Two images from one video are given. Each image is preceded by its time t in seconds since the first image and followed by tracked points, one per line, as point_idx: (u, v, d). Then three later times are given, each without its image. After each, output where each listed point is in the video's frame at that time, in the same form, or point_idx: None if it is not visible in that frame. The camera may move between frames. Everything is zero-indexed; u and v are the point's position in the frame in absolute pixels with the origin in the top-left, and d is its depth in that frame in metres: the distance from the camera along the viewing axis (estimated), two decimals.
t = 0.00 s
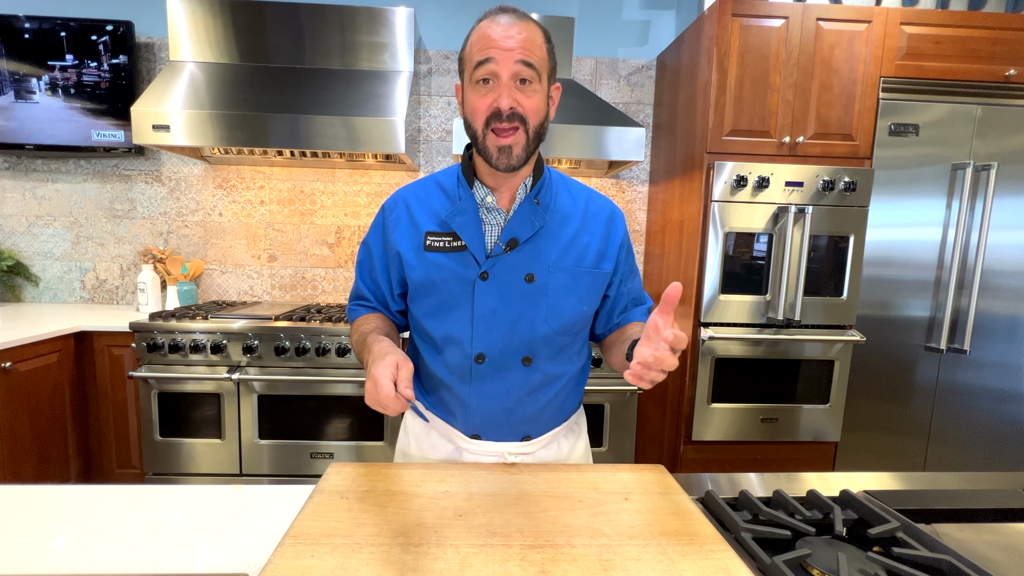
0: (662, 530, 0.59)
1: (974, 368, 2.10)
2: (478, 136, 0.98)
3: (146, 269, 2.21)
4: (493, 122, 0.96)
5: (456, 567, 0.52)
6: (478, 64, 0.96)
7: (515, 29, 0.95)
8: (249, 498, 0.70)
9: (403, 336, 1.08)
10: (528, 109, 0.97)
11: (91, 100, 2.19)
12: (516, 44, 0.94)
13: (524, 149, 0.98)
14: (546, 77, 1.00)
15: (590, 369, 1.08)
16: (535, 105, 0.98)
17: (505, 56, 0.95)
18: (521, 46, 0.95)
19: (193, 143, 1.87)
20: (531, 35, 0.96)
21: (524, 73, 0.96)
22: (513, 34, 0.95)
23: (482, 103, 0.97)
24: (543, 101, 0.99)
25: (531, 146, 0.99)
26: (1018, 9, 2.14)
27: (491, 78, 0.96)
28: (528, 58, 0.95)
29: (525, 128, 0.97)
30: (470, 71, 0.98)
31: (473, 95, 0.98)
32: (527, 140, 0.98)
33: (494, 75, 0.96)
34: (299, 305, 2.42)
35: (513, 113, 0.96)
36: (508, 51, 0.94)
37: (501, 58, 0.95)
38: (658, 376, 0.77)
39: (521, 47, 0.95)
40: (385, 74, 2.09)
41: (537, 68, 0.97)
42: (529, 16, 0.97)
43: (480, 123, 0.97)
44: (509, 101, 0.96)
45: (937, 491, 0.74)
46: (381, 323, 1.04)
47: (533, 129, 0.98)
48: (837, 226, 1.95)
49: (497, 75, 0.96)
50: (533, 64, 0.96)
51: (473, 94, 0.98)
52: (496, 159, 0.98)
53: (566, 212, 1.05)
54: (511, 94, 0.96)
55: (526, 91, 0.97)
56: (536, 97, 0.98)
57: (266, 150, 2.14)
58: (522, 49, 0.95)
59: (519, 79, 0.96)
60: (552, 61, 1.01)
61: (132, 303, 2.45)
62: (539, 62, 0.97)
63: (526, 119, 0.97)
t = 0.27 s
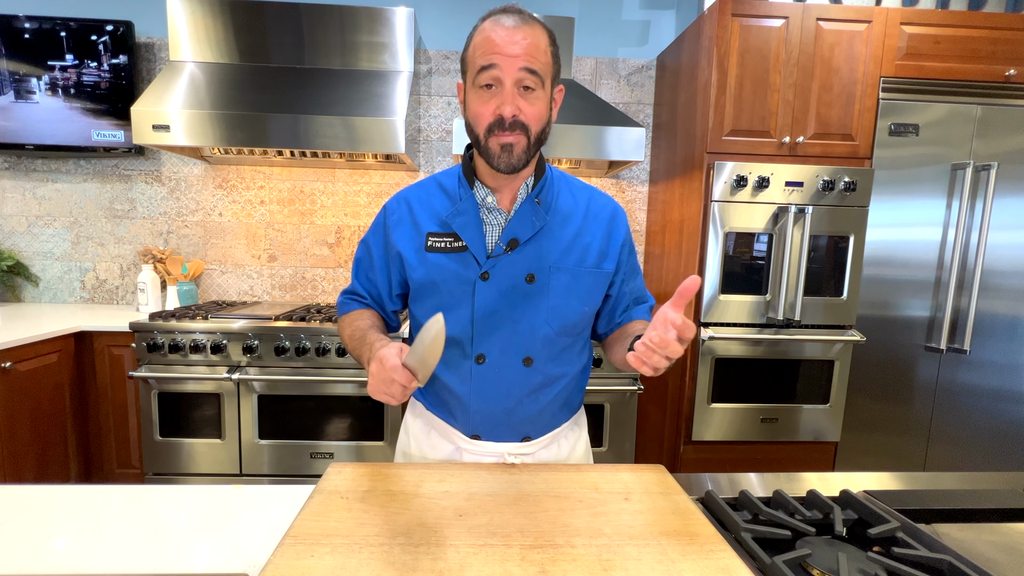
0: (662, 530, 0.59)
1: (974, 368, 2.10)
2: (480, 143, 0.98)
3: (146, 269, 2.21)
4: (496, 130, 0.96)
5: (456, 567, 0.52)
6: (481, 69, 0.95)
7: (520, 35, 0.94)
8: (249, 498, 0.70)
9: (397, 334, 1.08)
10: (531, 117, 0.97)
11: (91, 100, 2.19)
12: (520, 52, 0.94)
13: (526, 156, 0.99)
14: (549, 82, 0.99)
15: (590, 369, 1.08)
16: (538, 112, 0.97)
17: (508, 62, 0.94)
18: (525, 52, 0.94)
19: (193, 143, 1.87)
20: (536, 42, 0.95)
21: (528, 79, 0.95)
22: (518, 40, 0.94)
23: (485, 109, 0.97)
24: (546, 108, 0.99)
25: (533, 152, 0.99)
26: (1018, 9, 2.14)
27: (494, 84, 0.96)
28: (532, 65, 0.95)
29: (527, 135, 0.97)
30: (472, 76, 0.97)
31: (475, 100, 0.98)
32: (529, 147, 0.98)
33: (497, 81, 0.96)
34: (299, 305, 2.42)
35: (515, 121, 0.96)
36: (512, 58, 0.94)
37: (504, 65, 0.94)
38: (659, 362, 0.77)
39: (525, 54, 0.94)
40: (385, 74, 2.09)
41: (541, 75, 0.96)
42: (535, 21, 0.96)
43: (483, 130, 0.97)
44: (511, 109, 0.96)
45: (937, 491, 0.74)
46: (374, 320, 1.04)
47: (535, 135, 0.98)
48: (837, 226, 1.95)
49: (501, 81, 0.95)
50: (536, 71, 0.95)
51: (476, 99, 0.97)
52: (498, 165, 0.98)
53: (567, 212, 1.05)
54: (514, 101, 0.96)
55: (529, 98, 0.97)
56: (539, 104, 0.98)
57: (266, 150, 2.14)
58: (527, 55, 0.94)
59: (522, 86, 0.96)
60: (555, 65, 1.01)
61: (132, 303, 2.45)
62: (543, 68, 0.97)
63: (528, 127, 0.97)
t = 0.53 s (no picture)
0: (662, 530, 0.59)
1: (974, 368, 2.10)
2: (477, 143, 0.99)
3: (146, 269, 2.21)
4: (491, 130, 0.96)
5: (456, 567, 0.52)
6: (477, 69, 0.96)
7: (516, 34, 0.94)
8: (249, 498, 0.70)
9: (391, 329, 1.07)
10: (527, 117, 0.97)
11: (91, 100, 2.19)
12: (516, 51, 0.94)
13: (522, 157, 0.99)
14: (546, 82, 0.99)
15: (590, 369, 1.08)
16: (534, 112, 0.97)
17: (504, 62, 0.94)
18: (521, 52, 0.94)
19: (193, 143, 1.87)
20: (532, 41, 0.95)
21: (523, 79, 0.95)
22: (513, 39, 0.94)
23: (480, 109, 0.96)
24: (543, 108, 0.99)
25: (530, 155, 1.00)
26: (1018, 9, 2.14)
27: (490, 85, 0.96)
28: (527, 65, 0.95)
29: (523, 136, 0.97)
30: (469, 76, 0.97)
31: (471, 100, 0.98)
32: (525, 148, 0.98)
33: (492, 82, 0.96)
34: (299, 305, 2.42)
35: (511, 123, 0.96)
36: (507, 58, 0.94)
37: (500, 65, 0.94)
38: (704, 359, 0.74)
39: (521, 54, 0.94)
40: (385, 74, 2.09)
41: (538, 74, 0.96)
42: (531, 18, 0.96)
43: (479, 130, 0.98)
44: (507, 109, 0.96)
45: (937, 491, 0.74)
46: (365, 315, 1.03)
47: (531, 137, 0.98)
48: (837, 226, 1.95)
49: (496, 81, 0.95)
50: (532, 71, 0.95)
51: (472, 99, 0.98)
52: (494, 166, 0.98)
53: (567, 211, 1.05)
54: (510, 101, 0.96)
55: (525, 98, 0.97)
56: (535, 104, 0.98)
57: (266, 150, 2.14)
58: (522, 55, 0.94)
59: (518, 86, 0.96)
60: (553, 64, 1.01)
61: (132, 303, 2.45)
62: (539, 68, 0.96)
63: (524, 128, 0.97)
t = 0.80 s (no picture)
0: (663, 530, 0.59)
1: (974, 368, 2.10)
2: (478, 148, 0.99)
3: (146, 269, 2.21)
4: (493, 136, 0.96)
5: (457, 567, 0.52)
6: (478, 74, 0.95)
7: (517, 39, 0.93)
8: (249, 498, 0.70)
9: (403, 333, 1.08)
10: (528, 122, 0.97)
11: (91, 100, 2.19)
12: (517, 56, 0.94)
13: (523, 162, 0.99)
14: (548, 86, 0.99)
15: (590, 370, 1.08)
16: (535, 117, 0.97)
17: (505, 68, 0.94)
18: (522, 58, 0.94)
19: (193, 143, 1.87)
20: (534, 46, 0.95)
21: (525, 85, 0.95)
22: (515, 44, 0.94)
23: (482, 115, 0.97)
24: (545, 113, 0.99)
25: (532, 159, 1.00)
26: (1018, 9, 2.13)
27: (491, 90, 0.96)
28: (529, 70, 0.95)
29: (524, 141, 0.98)
30: (470, 80, 0.97)
31: (473, 105, 0.98)
32: (527, 153, 0.99)
33: (494, 87, 0.96)
34: (299, 305, 2.42)
35: (512, 128, 0.96)
36: (508, 63, 0.94)
37: (501, 71, 0.94)
38: (692, 370, 0.75)
39: (523, 59, 0.94)
40: (385, 74, 2.09)
41: (539, 80, 0.96)
42: (533, 23, 0.95)
43: (480, 136, 0.98)
44: (508, 115, 0.96)
45: (937, 491, 0.74)
46: (385, 326, 1.05)
47: (533, 142, 0.99)
48: (837, 226, 1.95)
49: (497, 87, 0.95)
50: (534, 77, 0.95)
51: (473, 104, 0.98)
52: (495, 171, 0.99)
53: (567, 212, 1.05)
54: (511, 107, 0.96)
55: (526, 103, 0.97)
56: (537, 109, 0.98)
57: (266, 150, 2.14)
58: (523, 61, 0.94)
59: (520, 91, 0.96)
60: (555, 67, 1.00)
61: (132, 303, 2.45)
62: (541, 73, 0.96)
63: (525, 133, 0.97)
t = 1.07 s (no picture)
0: (662, 529, 0.59)
1: (974, 368, 2.10)
2: (479, 144, 0.99)
3: (146, 269, 2.21)
4: (494, 131, 0.96)
5: (457, 567, 0.52)
6: (480, 70, 0.96)
7: (519, 36, 0.94)
8: (249, 498, 0.70)
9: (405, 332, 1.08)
10: (529, 118, 0.97)
11: (90, 100, 2.19)
12: (518, 52, 0.94)
13: (524, 158, 0.99)
14: (549, 83, 0.99)
15: (590, 370, 1.08)
16: (536, 113, 0.97)
17: (506, 64, 0.94)
18: (523, 54, 0.94)
19: (193, 143, 1.87)
20: (535, 43, 0.95)
21: (526, 81, 0.96)
22: (516, 41, 0.94)
23: (483, 111, 0.96)
24: (546, 110, 0.99)
25: (532, 155, 1.00)
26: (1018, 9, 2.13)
27: (492, 86, 0.96)
28: (530, 66, 0.95)
29: (525, 137, 0.97)
30: (471, 76, 0.97)
31: (473, 101, 0.98)
32: (528, 148, 0.98)
33: (495, 83, 0.96)
34: (299, 305, 2.42)
35: (514, 123, 0.95)
36: (509, 59, 0.94)
37: (502, 67, 0.94)
38: (680, 358, 0.78)
39: (523, 55, 0.94)
40: (385, 74, 2.09)
41: (540, 76, 0.96)
42: (534, 21, 0.96)
43: (481, 131, 0.97)
44: (509, 110, 0.96)
45: (937, 491, 0.74)
46: (391, 326, 1.04)
47: (533, 138, 0.98)
48: (837, 226, 1.95)
49: (498, 82, 0.95)
50: (535, 73, 0.95)
51: (474, 100, 0.97)
52: (496, 167, 0.98)
53: (567, 212, 1.05)
54: (512, 103, 0.96)
55: (527, 99, 0.97)
56: (538, 105, 0.98)
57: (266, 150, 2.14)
58: (525, 57, 0.94)
59: (520, 87, 0.96)
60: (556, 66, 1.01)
61: (132, 303, 2.45)
62: (541, 70, 0.96)
63: (526, 128, 0.97)
